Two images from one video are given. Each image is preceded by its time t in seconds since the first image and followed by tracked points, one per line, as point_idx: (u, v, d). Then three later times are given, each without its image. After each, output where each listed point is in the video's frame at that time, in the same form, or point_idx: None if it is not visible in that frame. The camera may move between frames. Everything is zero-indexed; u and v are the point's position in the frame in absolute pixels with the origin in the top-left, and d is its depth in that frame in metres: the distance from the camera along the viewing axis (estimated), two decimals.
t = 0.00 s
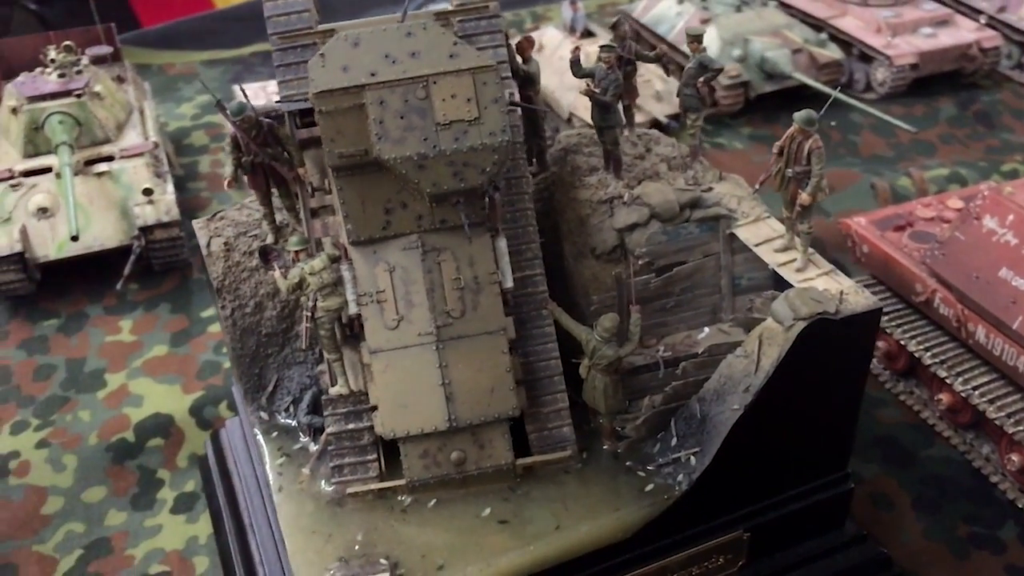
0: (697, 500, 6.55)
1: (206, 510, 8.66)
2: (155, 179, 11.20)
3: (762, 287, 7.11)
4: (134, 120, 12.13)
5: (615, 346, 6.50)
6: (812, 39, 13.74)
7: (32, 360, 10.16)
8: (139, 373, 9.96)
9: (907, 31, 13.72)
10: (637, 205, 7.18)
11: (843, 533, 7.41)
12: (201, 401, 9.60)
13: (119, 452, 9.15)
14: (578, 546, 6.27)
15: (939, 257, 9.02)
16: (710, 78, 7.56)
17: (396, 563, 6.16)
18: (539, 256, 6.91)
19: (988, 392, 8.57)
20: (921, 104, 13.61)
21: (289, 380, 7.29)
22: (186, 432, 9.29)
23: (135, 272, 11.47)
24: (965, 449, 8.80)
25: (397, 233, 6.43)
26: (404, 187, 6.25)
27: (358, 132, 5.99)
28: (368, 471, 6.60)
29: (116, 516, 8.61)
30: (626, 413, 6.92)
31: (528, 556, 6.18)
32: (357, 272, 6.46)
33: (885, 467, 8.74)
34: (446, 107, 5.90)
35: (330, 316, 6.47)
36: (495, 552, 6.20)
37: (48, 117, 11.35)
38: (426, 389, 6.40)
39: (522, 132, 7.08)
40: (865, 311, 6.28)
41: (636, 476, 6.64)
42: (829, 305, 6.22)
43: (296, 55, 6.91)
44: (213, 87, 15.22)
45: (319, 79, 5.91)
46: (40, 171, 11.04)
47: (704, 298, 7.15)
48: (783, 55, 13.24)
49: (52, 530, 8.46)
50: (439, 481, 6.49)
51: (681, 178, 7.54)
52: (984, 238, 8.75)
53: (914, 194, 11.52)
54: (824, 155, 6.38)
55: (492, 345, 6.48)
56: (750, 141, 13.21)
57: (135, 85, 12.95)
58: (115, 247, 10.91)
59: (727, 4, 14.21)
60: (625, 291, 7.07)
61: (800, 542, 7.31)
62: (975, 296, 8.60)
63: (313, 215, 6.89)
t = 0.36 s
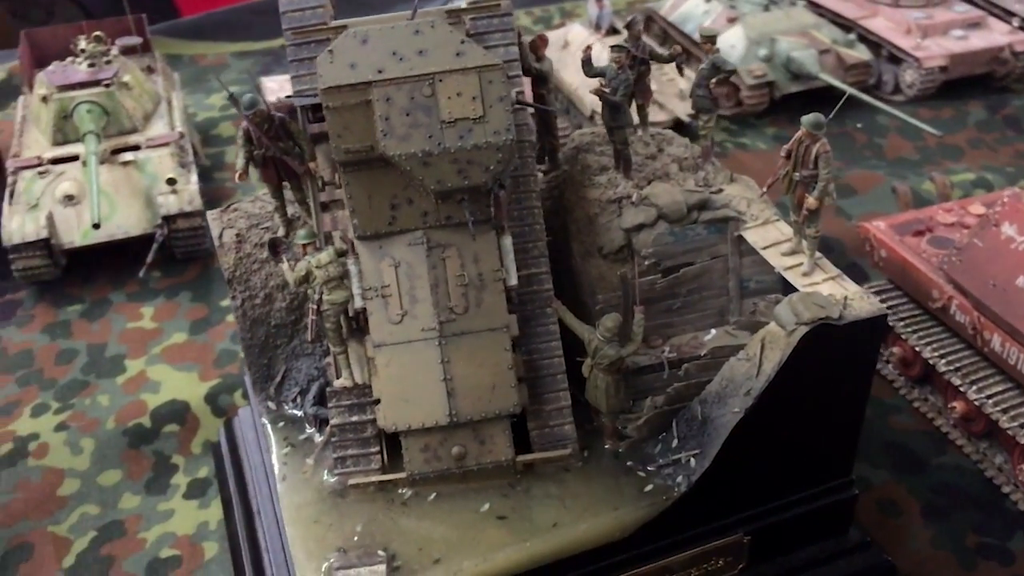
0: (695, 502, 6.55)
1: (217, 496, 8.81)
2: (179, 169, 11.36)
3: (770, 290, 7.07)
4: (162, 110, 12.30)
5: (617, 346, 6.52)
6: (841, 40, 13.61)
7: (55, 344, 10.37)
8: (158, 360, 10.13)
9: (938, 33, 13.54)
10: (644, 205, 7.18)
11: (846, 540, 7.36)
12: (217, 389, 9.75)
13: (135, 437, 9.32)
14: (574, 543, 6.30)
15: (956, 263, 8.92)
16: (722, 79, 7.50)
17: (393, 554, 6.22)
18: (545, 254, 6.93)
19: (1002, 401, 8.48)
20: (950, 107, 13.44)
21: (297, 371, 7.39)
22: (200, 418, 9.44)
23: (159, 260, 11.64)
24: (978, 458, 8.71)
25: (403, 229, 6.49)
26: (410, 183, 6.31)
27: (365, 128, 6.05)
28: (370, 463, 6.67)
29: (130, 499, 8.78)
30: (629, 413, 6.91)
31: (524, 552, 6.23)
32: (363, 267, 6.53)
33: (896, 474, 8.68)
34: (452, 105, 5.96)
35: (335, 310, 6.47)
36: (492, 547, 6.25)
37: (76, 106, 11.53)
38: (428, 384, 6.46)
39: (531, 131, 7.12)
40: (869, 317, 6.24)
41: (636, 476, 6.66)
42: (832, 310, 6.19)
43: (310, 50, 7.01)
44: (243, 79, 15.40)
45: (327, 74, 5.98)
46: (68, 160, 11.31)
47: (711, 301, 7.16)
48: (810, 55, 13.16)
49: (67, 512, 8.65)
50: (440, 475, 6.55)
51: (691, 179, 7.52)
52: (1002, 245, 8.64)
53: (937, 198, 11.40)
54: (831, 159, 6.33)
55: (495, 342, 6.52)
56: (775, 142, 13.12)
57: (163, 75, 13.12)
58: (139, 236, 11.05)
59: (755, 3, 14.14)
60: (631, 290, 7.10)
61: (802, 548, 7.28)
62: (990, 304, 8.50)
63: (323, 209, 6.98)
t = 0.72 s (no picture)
0: (697, 502, 6.57)
1: (234, 480, 8.97)
2: (208, 158, 11.53)
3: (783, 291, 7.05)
4: (193, 100, 12.47)
5: (623, 342, 6.56)
6: (873, 40, 13.48)
7: (82, 326, 10.60)
8: (181, 344, 10.31)
9: (973, 35, 13.35)
10: (656, 203, 7.19)
11: (853, 544, 7.31)
12: (237, 374, 9.91)
13: (156, 420, 9.51)
14: (575, 538, 6.35)
15: (978, 269, 8.82)
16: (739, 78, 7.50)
17: (396, 542, 6.31)
18: (556, 250, 6.97)
19: (1020, 409, 8.38)
20: (982, 110, 13.28)
21: (310, 359, 7.50)
22: (220, 403, 9.61)
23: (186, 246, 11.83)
24: (993, 466, 8.62)
25: (413, 221, 6.57)
26: (421, 176, 6.38)
27: (377, 121, 6.12)
28: (378, 452, 6.77)
29: (149, 480, 8.97)
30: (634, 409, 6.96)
31: (525, 545, 6.28)
32: (374, 258, 6.61)
33: (909, 479, 8.62)
34: (462, 100, 6.02)
35: (345, 299, 6.59)
36: (493, 539, 6.31)
37: (110, 93, 11.75)
38: (435, 375, 6.54)
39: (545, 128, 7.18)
40: (876, 321, 6.21)
41: (639, 473, 6.68)
42: (840, 312, 6.17)
43: (329, 43, 7.15)
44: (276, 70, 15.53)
45: (340, 68, 6.06)
46: (101, 146, 11.56)
47: (722, 300, 7.19)
48: (841, 55, 13.05)
49: (88, 490, 8.86)
50: (445, 466, 6.63)
51: (706, 178, 7.53)
52: None
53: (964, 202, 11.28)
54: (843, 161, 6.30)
55: (502, 336, 6.59)
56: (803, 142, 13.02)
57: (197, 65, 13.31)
58: (166, 223, 11.24)
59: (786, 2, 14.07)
60: (641, 287, 7.12)
61: (807, 551, 7.25)
62: (1010, 310, 8.40)
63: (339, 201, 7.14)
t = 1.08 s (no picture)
0: (690, 504, 6.59)
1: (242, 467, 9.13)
2: (230, 150, 11.70)
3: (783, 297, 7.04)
4: (218, 92, 12.64)
5: (619, 344, 6.59)
6: (900, 43, 13.34)
7: (102, 313, 10.82)
8: (197, 333, 10.49)
9: (1003, 40, 13.16)
10: (658, 206, 7.20)
11: (849, 552, 7.29)
12: (250, 364, 10.08)
13: (169, 406, 9.69)
14: (565, 537, 6.41)
15: (990, 278, 8.74)
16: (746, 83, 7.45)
17: (387, 535, 6.39)
18: (556, 250, 7.00)
19: None
20: (1010, 117, 13.10)
21: (314, 352, 7.62)
22: (231, 392, 9.77)
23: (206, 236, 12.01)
24: (1000, 478, 8.54)
25: (414, 219, 6.64)
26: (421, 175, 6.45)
27: (378, 119, 6.20)
28: (375, 446, 6.85)
29: (160, 466, 9.15)
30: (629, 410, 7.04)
31: (515, 542, 6.35)
32: (375, 254, 6.69)
33: (913, 488, 8.57)
34: (462, 100, 6.07)
35: (346, 294, 6.73)
36: (484, 535, 6.38)
37: (136, 85, 11.95)
38: (431, 371, 6.62)
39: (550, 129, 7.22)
40: (872, 330, 6.19)
41: (633, 475, 6.71)
42: (835, 320, 6.16)
43: (339, 41, 7.22)
44: (304, 63, 15.63)
45: (343, 66, 6.14)
46: (126, 137, 11.77)
47: (723, 304, 7.23)
48: (866, 58, 12.91)
49: (100, 474, 9.06)
50: (439, 461, 6.71)
51: (711, 181, 7.53)
52: None
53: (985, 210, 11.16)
54: (844, 168, 6.27)
55: (499, 335, 6.64)
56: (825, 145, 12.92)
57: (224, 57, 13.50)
58: (188, 213, 11.41)
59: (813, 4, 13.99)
60: (640, 290, 7.15)
61: (802, 557, 7.24)
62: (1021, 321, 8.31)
63: (343, 196, 7.21)
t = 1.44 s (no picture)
0: (674, 513, 6.60)
1: (243, 461, 9.25)
2: (243, 146, 11.83)
3: (776, 307, 7.05)
4: (235, 88, 12.76)
5: (606, 351, 6.59)
6: (920, 49, 13.19)
7: (114, 305, 10.99)
8: (205, 327, 10.63)
9: None
10: (651, 213, 7.20)
11: (838, 564, 7.26)
12: (255, 359, 10.21)
13: (174, 399, 9.84)
14: (546, 542, 6.44)
15: (994, 292, 8.65)
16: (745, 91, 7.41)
17: (370, 535, 6.45)
18: (548, 256, 7.02)
19: None
20: None
21: (309, 351, 7.71)
22: (236, 386, 9.91)
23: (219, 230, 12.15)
24: (998, 494, 8.46)
25: (405, 222, 6.69)
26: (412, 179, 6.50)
27: (369, 123, 6.25)
28: (363, 445, 6.92)
29: (163, 457, 9.31)
30: (615, 417, 7.04)
31: (497, 545, 6.39)
32: (367, 256, 6.75)
33: (910, 501, 8.51)
34: (451, 106, 6.10)
35: (338, 295, 6.82)
36: (466, 538, 6.44)
37: (154, 80, 12.12)
38: (418, 374, 6.67)
39: (546, 135, 7.23)
40: (858, 344, 6.17)
41: (617, 482, 6.74)
42: (821, 333, 6.14)
43: (338, 42, 7.29)
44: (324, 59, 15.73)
45: (335, 70, 6.19)
46: (142, 131, 11.94)
47: (716, 311, 7.16)
48: (884, 64, 12.79)
49: (104, 464, 9.23)
50: (425, 462, 6.77)
51: (707, 189, 7.53)
52: None
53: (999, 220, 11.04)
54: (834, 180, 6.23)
55: (487, 339, 6.69)
56: (841, 151, 12.82)
57: (243, 53, 13.63)
58: (201, 207, 11.54)
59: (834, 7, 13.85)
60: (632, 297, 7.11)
61: (790, 568, 7.22)
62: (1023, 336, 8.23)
63: (338, 197, 7.25)
